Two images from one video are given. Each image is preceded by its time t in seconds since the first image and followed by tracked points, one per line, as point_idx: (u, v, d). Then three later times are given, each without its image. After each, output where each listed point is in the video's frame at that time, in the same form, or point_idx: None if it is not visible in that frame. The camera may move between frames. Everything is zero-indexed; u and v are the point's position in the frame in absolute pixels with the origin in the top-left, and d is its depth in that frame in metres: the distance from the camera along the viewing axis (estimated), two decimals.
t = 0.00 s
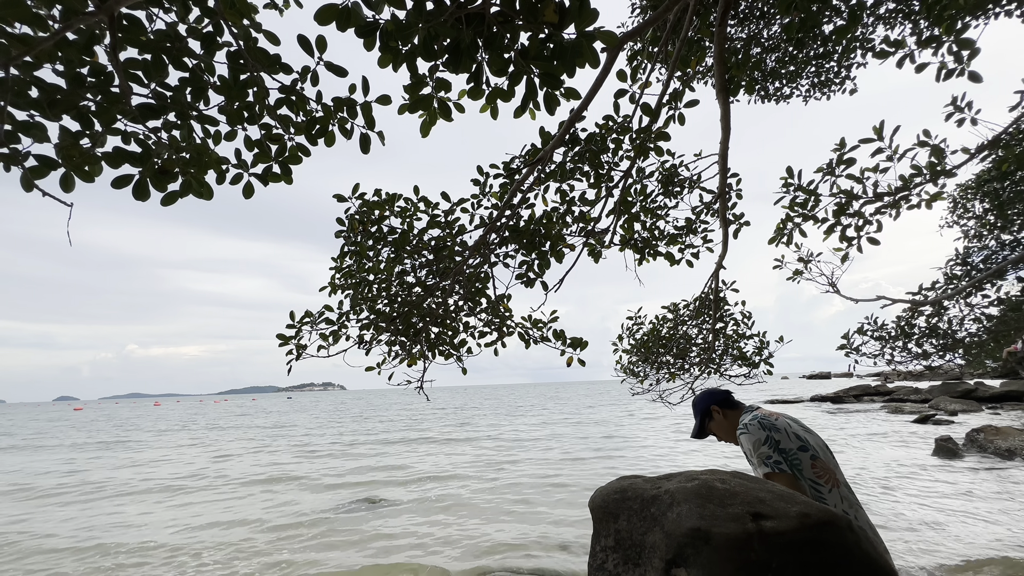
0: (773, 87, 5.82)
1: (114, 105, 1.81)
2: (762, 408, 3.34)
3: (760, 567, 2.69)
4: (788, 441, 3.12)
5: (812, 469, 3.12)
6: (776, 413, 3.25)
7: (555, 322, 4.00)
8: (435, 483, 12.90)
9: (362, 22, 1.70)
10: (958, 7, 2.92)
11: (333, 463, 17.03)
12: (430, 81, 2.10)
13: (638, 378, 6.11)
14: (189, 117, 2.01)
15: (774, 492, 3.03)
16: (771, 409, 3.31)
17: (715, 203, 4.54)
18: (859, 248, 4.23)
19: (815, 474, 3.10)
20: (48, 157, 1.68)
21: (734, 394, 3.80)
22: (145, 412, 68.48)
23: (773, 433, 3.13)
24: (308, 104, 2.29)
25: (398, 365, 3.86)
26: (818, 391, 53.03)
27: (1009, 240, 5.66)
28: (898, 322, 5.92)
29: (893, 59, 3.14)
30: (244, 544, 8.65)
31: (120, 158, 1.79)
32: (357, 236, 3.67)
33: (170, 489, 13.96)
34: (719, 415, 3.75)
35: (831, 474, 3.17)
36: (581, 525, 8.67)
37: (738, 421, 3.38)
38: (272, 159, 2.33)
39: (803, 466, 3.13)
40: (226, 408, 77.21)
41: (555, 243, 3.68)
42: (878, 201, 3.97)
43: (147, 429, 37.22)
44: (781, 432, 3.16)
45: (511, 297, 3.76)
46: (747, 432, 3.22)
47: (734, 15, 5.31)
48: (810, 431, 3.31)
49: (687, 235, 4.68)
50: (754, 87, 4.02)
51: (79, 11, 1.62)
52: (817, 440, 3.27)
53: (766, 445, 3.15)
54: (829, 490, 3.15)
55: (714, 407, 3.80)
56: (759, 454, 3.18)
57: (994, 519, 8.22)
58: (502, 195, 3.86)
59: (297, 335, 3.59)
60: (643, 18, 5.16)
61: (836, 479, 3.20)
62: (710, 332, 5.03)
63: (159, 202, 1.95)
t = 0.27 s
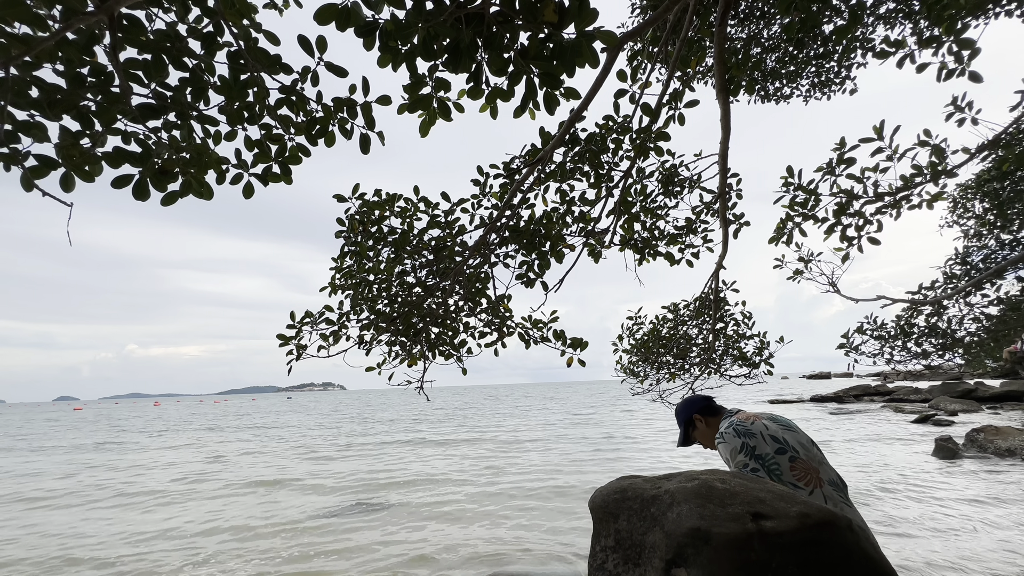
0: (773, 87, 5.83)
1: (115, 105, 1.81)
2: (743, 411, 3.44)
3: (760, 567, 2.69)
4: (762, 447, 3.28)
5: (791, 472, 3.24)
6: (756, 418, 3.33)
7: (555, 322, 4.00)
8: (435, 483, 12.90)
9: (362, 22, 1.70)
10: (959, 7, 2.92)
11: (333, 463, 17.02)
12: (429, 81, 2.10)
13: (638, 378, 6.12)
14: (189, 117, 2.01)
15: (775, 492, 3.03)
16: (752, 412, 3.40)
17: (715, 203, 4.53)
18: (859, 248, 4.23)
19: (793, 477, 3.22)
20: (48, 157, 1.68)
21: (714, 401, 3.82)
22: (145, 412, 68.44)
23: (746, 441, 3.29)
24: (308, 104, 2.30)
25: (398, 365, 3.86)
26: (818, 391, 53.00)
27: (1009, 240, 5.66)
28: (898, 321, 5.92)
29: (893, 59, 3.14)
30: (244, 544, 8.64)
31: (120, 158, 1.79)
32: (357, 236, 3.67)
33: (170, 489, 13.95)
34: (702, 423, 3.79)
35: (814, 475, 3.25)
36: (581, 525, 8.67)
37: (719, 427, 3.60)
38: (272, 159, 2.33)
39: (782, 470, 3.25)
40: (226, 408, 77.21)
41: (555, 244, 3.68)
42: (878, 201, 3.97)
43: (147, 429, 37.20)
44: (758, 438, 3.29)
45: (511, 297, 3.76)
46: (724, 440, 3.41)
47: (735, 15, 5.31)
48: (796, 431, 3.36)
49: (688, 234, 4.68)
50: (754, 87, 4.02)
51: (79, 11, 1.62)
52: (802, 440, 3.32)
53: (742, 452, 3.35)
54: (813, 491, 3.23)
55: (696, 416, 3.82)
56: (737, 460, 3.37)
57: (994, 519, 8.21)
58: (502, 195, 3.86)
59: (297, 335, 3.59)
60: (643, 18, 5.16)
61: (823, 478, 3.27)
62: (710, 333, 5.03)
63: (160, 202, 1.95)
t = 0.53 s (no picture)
0: (773, 87, 5.84)
1: (115, 104, 1.81)
2: (738, 410, 3.47)
3: (760, 567, 2.68)
4: (755, 445, 3.30)
5: (784, 471, 3.23)
6: (750, 416, 3.36)
7: (555, 322, 3.99)
8: (435, 483, 12.89)
9: (361, 21, 1.70)
10: (958, 7, 2.92)
11: (333, 463, 17.01)
12: (429, 81, 2.10)
13: (638, 378, 6.12)
14: (189, 117, 2.01)
15: (775, 492, 3.02)
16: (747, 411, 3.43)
17: (715, 203, 4.53)
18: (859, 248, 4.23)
19: (786, 476, 3.21)
20: (48, 157, 1.68)
21: (710, 398, 3.81)
22: (145, 412, 68.46)
23: (741, 438, 3.33)
24: (308, 104, 2.30)
25: (399, 365, 3.86)
26: (817, 391, 53.03)
27: (1009, 240, 5.65)
28: (898, 321, 5.92)
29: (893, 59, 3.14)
30: (243, 545, 8.63)
31: (120, 157, 1.79)
32: (357, 236, 3.67)
33: (170, 489, 13.94)
34: (697, 420, 3.80)
35: (808, 476, 3.24)
36: (581, 525, 8.67)
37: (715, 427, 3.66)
38: (272, 159, 2.33)
39: (776, 469, 3.26)
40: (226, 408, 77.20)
41: (555, 244, 3.68)
42: (878, 201, 3.97)
43: (146, 429, 37.19)
44: (752, 436, 3.32)
45: (510, 297, 3.76)
46: (718, 438, 3.45)
47: (735, 15, 5.31)
48: (791, 432, 3.36)
49: (687, 235, 4.68)
50: (754, 87, 4.02)
51: (78, 10, 1.63)
52: (796, 441, 3.33)
53: (736, 451, 3.38)
54: (808, 491, 3.22)
55: (691, 413, 3.83)
56: (732, 459, 3.41)
57: (994, 519, 8.20)
58: (502, 195, 3.87)
59: (297, 335, 3.60)
60: (643, 18, 5.16)
61: (817, 480, 3.26)
62: (709, 333, 5.05)
63: (160, 201, 1.95)
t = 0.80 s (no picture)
0: (773, 87, 5.84)
1: (115, 104, 1.81)
2: (739, 408, 3.47)
3: (760, 567, 2.68)
4: (755, 445, 3.29)
5: (782, 471, 3.24)
6: (750, 414, 3.35)
7: (555, 322, 3.99)
8: (434, 483, 12.89)
9: (361, 22, 1.70)
10: (959, 7, 2.91)
11: (333, 463, 17.00)
12: (429, 81, 2.10)
13: (638, 378, 6.12)
14: (189, 116, 2.01)
15: (774, 493, 3.02)
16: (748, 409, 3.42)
17: (715, 203, 4.53)
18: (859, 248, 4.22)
19: (784, 476, 3.22)
20: (48, 157, 1.68)
21: (712, 394, 3.80)
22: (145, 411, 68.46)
23: (740, 436, 3.33)
24: (308, 104, 2.30)
25: (399, 365, 3.86)
26: (817, 391, 53.04)
27: (1009, 240, 5.65)
28: (898, 321, 5.92)
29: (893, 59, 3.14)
30: (242, 545, 8.62)
31: (120, 157, 1.79)
32: (357, 236, 3.67)
33: (169, 489, 13.93)
34: (697, 415, 3.80)
35: (806, 475, 3.24)
36: (580, 525, 8.67)
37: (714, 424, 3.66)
38: (272, 159, 2.33)
39: (774, 468, 3.26)
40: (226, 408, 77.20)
41: (555, 243, 3.68)
42: (878, 201, 3.96)
43: (146, 429, 37.17)
44: (752, 434, 3.31)
45: (510, 297, 3.76)
46: (717, 435, 3.45)
47: (735, 16, 5.31)
48: (791, 430, 3.35)
49: (687, 235, 4.68)
50: (754, 87, 4.01)
51: (78, 10, 1.62)
52: (796, 440, 3.32)
53: (734, 450, 3.38)
54: (806, 491, 3.22)
55: (692, 407, 3.83)
56: (730, 457, 3.41)
57: (993, 519, 8.20)
58: (502, 195, 3.87)
59: (297, 335, 3.60)
60: (643, 18, 5.16)
61: (815, 480, 3.27)
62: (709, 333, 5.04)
63: (159, 201, 1.95)
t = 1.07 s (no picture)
0: (773, 87, 5.83)
1: (115, 104, 1.81)
2: (742, 406, 3.46)
3: (760, 568, 2.68)
4: (757, 443, 3.29)
5: (783, 471, 3.24)
6: (753, 412, 3.35)
7: (555, 322, 4.00)
8: (435, 483, 12.89)
9: (362, 22, 1.70)
10: (959, 7, 2.91)
11: (333, 463, 17.00)
12: (429, 81, 2.10)
13: (638, 378, 6.11)
14: (189, 116, 2.01)
15: (774, 493, 3.02)
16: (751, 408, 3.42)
17: (715, 203, 4.53)
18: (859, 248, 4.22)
19: (784, 475, 3.22)
20: (48, 157, 1.68)
21: (715, 390, 3.79)
22: (145, 411, 68.43)
23: (743, 434, 3.33)
24: (308, 104, 2.29)
25: (398, 365, 3.86)
26: (817, 391, 53.05)
27: (1009, 240, 5.65)
28: (898, 322, 5.92)
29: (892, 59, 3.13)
30: (242, 545, 8.62)
31: (120, 157, 1.79)
32: (357, 236, 3.67)
33: (169, 489, 13.93)
34: (699, 410, 3.81)
35: (806, 476, 3.25)
36: (580, 525, 8.67)
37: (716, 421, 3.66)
38: (272, 159, 2.33)
39: (775, 468, 3.26)
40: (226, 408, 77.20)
41: (555, 243, 3.68)
42: (879, 201, 3.95)
43: (146, 429, 37.17)
44: (754, 433, 3.31)
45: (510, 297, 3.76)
46: (719, 433, 3.45)
47: (735, 15, 5.30)
48: (794, 430, 3.35)
49: (687, 235, 4.68)
50: (754, 87, 4.01)
51: (78, 10, 1.62)
52: (798, 440, 3.32)
53: (736, 448, 3.38)
54: (806, 492, 3.22)
55: (695, 402, 3.83)
56: (731, 455, 3.41)
57: (994, 519, 8.21)
58: (502, 195, 3.86)
59: (297, 335, 3.60)
60: (643, 18, 5.16)
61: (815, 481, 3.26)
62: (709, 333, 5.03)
63: (159, 201, 1.95)
